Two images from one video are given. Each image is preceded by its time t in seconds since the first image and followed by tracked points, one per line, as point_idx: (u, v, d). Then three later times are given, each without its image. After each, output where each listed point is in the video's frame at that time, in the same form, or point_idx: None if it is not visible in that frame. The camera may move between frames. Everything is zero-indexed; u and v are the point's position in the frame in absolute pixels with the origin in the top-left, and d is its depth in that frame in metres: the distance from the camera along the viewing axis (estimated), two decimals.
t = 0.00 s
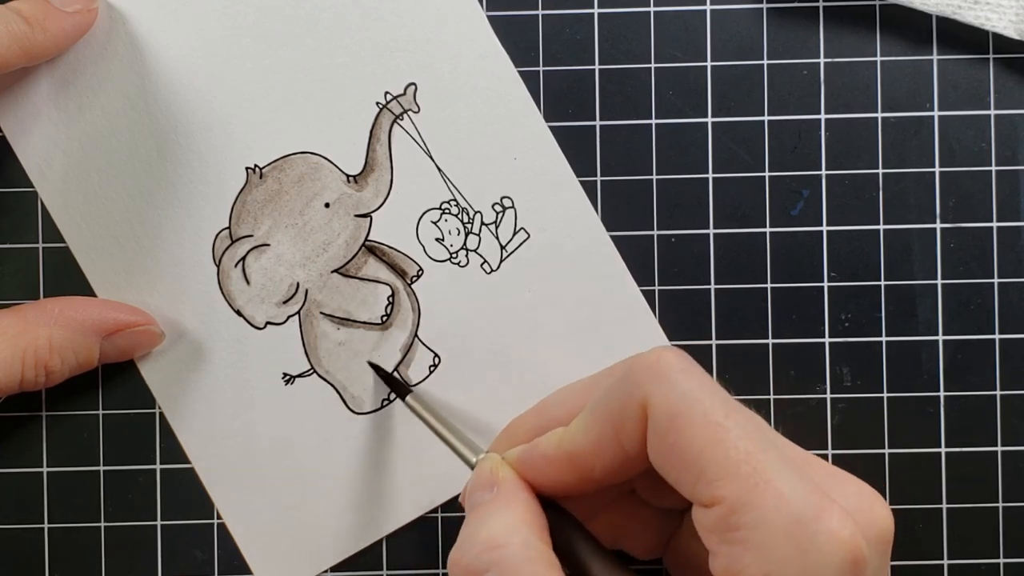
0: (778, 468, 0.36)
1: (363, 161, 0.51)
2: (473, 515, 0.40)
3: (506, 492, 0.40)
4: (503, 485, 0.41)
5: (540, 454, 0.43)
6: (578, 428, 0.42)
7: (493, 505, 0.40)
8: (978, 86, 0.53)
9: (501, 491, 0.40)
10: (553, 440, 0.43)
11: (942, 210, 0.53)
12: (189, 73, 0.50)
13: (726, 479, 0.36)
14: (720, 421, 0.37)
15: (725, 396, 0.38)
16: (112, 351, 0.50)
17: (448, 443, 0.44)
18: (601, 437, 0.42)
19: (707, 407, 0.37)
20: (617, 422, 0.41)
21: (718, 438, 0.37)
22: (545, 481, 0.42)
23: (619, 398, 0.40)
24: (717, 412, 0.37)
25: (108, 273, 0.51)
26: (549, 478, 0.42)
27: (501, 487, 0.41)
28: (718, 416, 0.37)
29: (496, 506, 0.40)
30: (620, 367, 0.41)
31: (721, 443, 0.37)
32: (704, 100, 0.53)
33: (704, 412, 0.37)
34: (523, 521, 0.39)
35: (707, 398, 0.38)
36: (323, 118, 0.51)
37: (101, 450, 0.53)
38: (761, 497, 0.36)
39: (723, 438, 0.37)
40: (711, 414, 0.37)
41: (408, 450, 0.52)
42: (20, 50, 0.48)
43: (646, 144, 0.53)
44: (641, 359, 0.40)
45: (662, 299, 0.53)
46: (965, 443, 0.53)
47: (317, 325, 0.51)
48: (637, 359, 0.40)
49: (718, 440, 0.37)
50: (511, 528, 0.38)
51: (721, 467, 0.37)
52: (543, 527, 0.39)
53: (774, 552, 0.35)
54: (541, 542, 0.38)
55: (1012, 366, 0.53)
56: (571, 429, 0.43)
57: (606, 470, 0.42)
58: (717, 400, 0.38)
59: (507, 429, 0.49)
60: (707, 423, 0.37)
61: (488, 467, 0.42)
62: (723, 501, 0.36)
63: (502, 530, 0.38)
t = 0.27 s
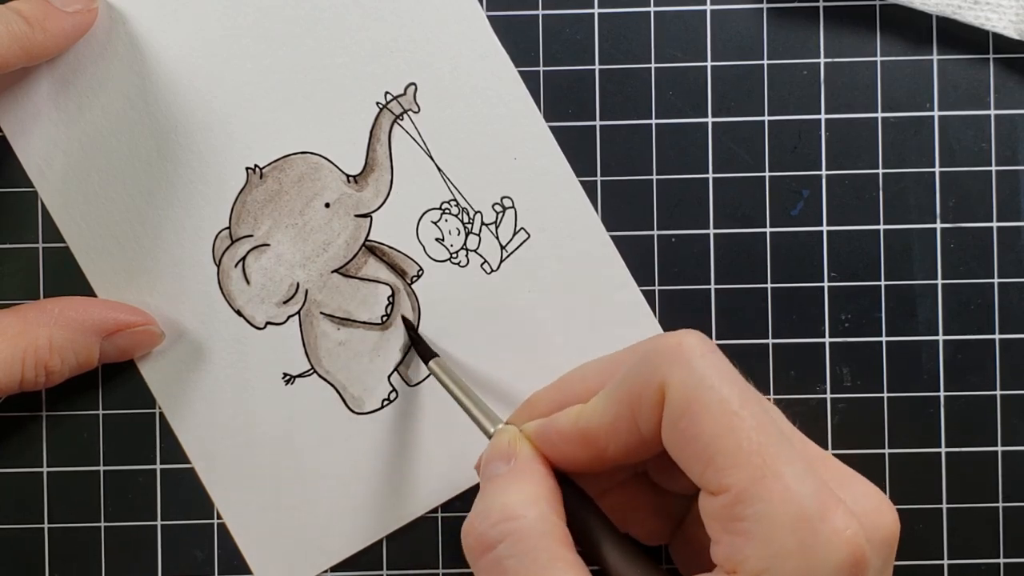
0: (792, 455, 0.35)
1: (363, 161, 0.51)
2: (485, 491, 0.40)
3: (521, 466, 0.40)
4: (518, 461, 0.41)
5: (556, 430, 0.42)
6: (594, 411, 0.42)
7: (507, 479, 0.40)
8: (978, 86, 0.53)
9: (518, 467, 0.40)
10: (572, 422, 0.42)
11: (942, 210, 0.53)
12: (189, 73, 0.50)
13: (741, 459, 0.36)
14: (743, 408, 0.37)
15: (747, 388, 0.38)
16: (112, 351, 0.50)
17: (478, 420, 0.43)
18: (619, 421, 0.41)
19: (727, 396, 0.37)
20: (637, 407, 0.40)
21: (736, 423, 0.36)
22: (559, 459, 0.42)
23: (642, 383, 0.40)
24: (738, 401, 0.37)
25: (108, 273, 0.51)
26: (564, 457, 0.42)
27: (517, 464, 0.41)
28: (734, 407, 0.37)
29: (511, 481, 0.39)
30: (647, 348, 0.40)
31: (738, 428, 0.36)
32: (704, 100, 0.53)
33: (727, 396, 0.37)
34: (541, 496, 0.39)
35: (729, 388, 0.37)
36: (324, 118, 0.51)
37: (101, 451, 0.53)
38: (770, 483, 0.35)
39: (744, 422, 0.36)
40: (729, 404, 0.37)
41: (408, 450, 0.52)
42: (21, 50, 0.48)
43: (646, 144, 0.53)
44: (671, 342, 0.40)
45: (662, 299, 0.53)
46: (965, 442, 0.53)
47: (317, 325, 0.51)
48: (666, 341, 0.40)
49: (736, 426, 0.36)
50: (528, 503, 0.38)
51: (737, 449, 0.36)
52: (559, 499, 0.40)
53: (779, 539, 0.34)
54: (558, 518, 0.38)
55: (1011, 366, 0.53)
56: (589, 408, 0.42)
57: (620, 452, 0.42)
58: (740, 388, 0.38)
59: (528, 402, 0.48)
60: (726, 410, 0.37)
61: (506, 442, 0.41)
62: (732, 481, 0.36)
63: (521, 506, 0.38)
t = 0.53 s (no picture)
0: (771, 458, 0.37)
1: (363, 161, 0.51)
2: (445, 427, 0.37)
3: (477, 438, 0.36)
4: (467, 432, 0.37)
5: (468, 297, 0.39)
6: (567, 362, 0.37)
7: (468, 423, 0.36)
8: (978, 86, 0.53)
9: (479, 432, 0.36)
10: (519, 386, 0.37)
11: (942, 210, 0.53)
12: (189, 72, 0.50)
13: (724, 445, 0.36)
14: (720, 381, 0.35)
15: (737, 348, 0.37)
16: (112, 351, 0.50)
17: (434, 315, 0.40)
18: (596, 394, 0.36)
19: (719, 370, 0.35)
20: (611, 374, 0.35)
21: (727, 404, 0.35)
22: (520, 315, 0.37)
23: (608, 327, 0.35)
24: (711, 370, 0.35)
25: (108, 273, 0.51)
26: (527, 321, 0.37)
27: (463, 427, 0.37)
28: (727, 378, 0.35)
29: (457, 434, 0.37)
30: (622, 307, 0.35)
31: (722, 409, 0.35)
32: (704, 100, 0.53)
33: (707, 372, 0.35)
34: (512, 434, 0.36)
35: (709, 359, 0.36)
36: (324, 118, 0.51)
37: (101, 451, 0.53)
38: (752, 488, 0.36)
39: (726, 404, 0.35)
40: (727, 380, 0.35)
41: (408, 451, 0.52)
42: (21, 50, 0.48)
43: (646, 144, 0.53)
44: (637, 294, 0.36)
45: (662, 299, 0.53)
46: (965, 443, 0.53)
47: (317, 325, 0.51)
48: (632, 296, 0.35)
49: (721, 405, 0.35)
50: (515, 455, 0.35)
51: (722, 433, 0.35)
52: (542, 419, 0.36)
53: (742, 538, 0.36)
54: (550, 441, 0.36)
55: (1011, 365, 0.53)
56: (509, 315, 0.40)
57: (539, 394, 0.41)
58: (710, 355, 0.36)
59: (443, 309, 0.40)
60: (716, 388, 0.35)
61: (454, 388, 0.37)
62: (719, 473, 0.36)
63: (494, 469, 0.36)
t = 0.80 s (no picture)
0: (796, 455, 0.37)
1: (363, 161, 0.51)
2: (470, 400, 0.38)
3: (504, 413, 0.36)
4: (493, 407, 0.37)
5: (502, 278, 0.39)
6: (599, 346, 0.37)
7: (495, 398, 0.37)
8: (978, 86, 0.53)
9: (506, 405, 0.36)
10: (548, 365, 0.37)
11: (942, 210, 0.53)
12: (189, 72, 0.50)
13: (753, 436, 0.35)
14: (753, 372, 0.35)
15: (770, 344, 0.37)
16: (112, 351, 0.49)
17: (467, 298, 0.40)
18: (629, 378, 0.36)
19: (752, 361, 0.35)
20: (645, 359, 0.35)
21: (758, 396, 0.35)
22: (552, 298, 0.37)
23: (644, 311, 0.35)
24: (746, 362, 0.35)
25: (108, 273, 0.51)
26: (559, 304, 0.37)
27: (491, 402, 0.37)
28: (758, 370, 0.35)
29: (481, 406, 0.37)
30: (657, 295, 0.35)
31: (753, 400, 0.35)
32: (704, 100, 0.53)
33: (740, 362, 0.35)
34: (539, 411, 0.35)
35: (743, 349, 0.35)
36: (324, 118, 0.51)
37: (101, 451, 0.53)
38: (778, 483, 0.36)
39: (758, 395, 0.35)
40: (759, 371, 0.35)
41: (408, 451, 0.52)
42: (20, 50, 0.48)
43: (646, 144, 0.53)
44: (673, 283, 0.36)
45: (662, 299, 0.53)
46: (965, 442, 0.53)
47: (317, 325, 0.51)
48: (668, 284, 0.35)
49: (754, 396, 0.35)
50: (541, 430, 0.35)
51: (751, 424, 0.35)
52: (570, 401, 0.36)
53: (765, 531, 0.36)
54: (575, 422, 0.36)
55: (1012, 365, 0.53)
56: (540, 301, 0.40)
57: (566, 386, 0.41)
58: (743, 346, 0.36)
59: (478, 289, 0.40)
60: (749, 378, 0.35)
61: (481, 363, 0.37)
62: (747, 464, 0.35)
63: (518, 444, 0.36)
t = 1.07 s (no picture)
0: (794, 453, 0.37)
1: (363, 161, 0.51)
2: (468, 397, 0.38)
3: (501, 411, 0.36)
4: (491, 404, 0.37)
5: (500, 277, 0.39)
6: (600, 344, 0.37)
7: (493, 395, 0.37)
8: (978, 86, 0.53)
9: (502, 402, 0.36)
10: (547, 363, 0.37)
11: (942, 210, 0.53)
12: (189, 72, 0.50)
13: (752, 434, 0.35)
14: (752, 370, 0.35)
15: (768, 342, 0.37)
16: (112, 351, 0.49)
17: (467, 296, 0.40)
18: (628, 376, 0.36)
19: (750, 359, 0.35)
20: (644, 357, 0.35)
21: (758, 395, 0.35)
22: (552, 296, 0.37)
23: (645, 310, 0.35)
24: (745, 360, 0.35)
25: (108, 273, 0.51)
26: (559, 302, 0.37)
27: (489, 400, 0.37)
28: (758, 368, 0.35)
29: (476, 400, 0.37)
30: (658, 292, 0.35)
31: (753, 398, 0.35)
32: (704, 100, 0.53)
33: (740, 360, 0.35)
34: (536, 409, 0.35)
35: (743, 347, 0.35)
36: (324, 118, 0.51)
37: (101, 451, 0.53)
38: (777, 481, 0.36)
39: (757, 393, 0.35)
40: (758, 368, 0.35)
41: (408, 451, 0.52)
42: (20, 50, 0.48)
43: (646, 144, 0.53)
44: (673, 282, 0.36)
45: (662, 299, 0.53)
46: (966, 442, 0.53)
47: (317, 325, 0.51)
48: (668, 283, 0.35)
49: (753, 394, 0.35)
50: (538, 427, 0.35)
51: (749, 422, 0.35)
52: (568, 398, 0.36)
53: (764, 528, 0.36)
54: (572, 420, 0.35)
55: (1012, 365, 0.53)
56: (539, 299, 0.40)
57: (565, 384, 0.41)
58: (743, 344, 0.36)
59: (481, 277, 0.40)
60: (749, 377, 0.35)
61: (479, 361, 0.37)
62: (747, 462, 0.35)
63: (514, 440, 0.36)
